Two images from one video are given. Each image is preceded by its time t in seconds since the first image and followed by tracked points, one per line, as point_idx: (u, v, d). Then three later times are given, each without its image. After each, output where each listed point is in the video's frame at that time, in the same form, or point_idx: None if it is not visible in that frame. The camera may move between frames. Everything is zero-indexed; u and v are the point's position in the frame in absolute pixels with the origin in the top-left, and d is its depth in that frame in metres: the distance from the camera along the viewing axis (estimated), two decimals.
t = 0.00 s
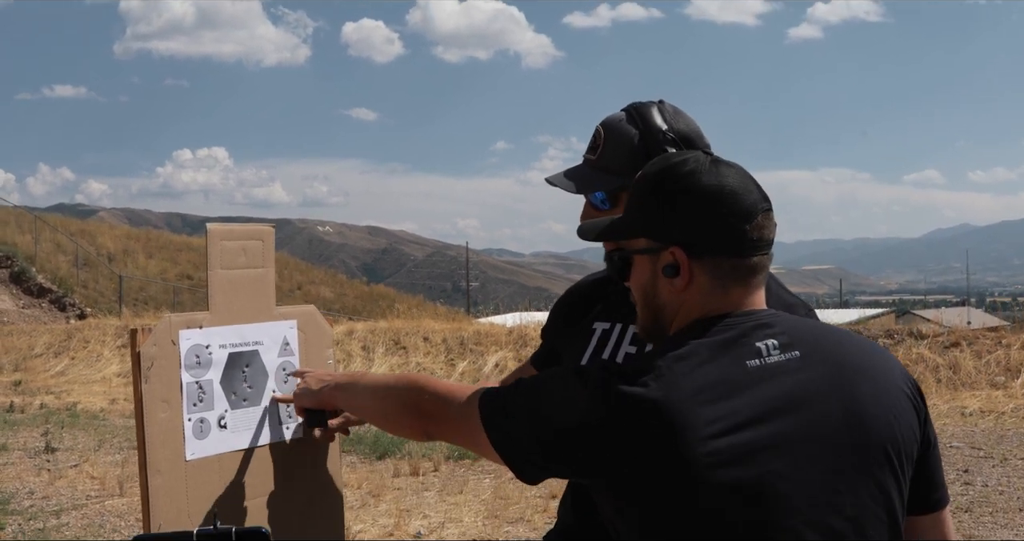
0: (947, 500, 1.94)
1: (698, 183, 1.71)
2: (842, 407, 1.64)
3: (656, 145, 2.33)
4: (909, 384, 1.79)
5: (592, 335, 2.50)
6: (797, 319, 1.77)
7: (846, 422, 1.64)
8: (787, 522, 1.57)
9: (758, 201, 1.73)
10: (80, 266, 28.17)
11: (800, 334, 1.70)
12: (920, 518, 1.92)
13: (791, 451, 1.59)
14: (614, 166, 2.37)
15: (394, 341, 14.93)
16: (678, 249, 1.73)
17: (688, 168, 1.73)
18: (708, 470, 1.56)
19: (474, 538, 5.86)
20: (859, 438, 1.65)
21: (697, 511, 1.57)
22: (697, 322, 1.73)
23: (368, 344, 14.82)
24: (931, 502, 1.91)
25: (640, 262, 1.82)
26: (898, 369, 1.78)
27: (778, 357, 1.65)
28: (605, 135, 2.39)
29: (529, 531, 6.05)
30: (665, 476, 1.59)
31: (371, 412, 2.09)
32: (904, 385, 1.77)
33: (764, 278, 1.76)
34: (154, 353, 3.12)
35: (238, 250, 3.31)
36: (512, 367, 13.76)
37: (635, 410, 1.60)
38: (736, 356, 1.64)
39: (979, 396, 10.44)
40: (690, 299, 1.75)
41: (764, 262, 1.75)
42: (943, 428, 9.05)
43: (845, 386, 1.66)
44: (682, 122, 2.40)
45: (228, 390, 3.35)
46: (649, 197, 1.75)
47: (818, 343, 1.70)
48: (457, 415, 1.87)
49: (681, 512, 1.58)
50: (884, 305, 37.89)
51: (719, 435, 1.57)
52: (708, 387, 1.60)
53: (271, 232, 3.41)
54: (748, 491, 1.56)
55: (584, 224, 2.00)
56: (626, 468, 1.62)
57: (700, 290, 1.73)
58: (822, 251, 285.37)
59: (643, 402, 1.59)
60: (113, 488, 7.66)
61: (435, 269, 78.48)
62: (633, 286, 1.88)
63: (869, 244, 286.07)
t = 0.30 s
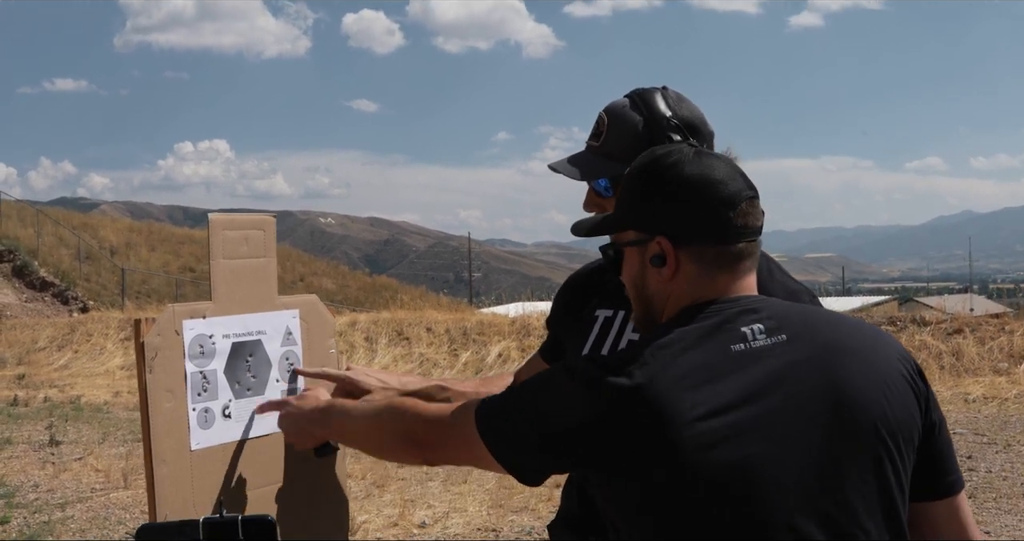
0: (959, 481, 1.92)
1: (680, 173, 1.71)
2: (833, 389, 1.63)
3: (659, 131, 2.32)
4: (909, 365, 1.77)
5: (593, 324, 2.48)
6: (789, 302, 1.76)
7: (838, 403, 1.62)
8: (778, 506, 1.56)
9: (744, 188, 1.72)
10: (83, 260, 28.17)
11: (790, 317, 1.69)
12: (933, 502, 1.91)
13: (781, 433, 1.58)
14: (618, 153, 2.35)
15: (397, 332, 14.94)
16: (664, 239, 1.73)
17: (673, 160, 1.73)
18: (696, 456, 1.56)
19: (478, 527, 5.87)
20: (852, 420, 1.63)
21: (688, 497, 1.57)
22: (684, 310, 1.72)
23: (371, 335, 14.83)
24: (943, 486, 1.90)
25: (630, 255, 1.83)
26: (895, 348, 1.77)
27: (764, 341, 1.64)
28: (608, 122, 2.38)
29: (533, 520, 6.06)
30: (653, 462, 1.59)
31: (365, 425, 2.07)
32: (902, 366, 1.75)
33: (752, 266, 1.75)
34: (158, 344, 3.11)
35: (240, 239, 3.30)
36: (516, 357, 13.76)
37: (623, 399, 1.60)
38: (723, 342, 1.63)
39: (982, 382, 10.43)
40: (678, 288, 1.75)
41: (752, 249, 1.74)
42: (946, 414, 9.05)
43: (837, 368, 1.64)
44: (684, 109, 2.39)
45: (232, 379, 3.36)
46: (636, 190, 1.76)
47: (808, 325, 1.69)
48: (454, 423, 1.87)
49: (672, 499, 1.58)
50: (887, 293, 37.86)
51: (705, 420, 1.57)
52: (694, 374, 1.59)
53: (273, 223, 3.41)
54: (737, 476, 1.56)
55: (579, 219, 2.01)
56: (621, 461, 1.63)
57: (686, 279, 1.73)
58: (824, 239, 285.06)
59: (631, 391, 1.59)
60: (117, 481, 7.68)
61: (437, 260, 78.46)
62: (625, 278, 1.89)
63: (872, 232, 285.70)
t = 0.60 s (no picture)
0: (967, 482, 1.91)
1: (706, 166, 1.64)
2: (857, 382, 1.62)
3: (661, 128, 2.29)
4: (922, 362, 1.77)
5: (595, 319, 2.37)
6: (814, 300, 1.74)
7: (861, 397, 1.62)
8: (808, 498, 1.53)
9: (768, 183, 1.67)
10: (84, 258, 28.17)
11: (813, 312, 1.66)
12: (943, 502, 1.88)
13: (808, 424, 1.56)
14: (619, 149, 2.34)
15: (398, 329, 14.94)
16: (692, 231, 1.66)
17: (699, 152, 1.66)
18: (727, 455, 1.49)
19: (480, 525, 5.86)
20: (874, 414, 1.63)
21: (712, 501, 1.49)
22: (709, 304, 1.66)
23: (372, 332, 14.83)
24: (951, 486, 1.87)
25: (652, 248, 1.75)
26: (909, 346, 1.77)
27: (794, 334, 1.61)
28: (611, 117, 2.36)
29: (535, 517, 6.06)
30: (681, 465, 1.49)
31: None
32: (916, 363, 1.75)
33: (779, 260, 1.69)
34: (162, 342, 3.11)
35: (245, 237, 3.29)
36: (517, 354, 13.76)
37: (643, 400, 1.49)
38: (752, 334, 1.58)
39: (983, 377, 10.42)
40: (704, 282, 1.67)
41: (777, 244, 1.68)
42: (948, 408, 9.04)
43: (858, 360, 1.64)
44: (689, 104, 2.35)
45: (237, 377, 3.39)
46: (657, 183, 1.69)
47: (831, 321, 1.66)
48: None
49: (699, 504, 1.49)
50: (887, 288, 37.87)
51: (740, 412, 1.50)
52: (730, 366, 1.53)
53: (279, 220, 3.38)
54: (771, 468, 1.51)
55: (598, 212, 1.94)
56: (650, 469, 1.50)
57: (713, 272, 1.66)
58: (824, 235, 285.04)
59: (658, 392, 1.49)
60: (119, 480, 7.68)
61: (437, 257, 78.47)
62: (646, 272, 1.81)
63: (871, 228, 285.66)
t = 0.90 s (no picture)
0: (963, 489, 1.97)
1: (776, 164, 1.59)
2: (930, 384, 1.62)
3: (668, 130, 2.30)
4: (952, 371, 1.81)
5: (594, 317, 2.36)
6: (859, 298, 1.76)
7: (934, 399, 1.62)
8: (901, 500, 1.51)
9: (834, 178, 1.63)
10: (83, 256, 28.16)
11: (878, 315, 1.68)
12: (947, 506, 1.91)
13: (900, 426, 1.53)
14: (624, 151, 2.34)
15: (397, 329, 14.95)
16: (760, 228, 1.62)
17: (766, 148, 1.61)
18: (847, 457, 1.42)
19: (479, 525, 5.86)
20: (941, 418, 1.63)
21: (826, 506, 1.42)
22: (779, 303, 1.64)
23: (372, 332, 14.84)
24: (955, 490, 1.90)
25: (715, 243, 1.71)
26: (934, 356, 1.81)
27: (871, 333, 1.60)
28: (617, 118, 2.37)
29: (534, 517, 6.07)
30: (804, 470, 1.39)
31: None
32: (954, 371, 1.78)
33: (843, 257, 1.67)
34: (166, 340, 3.12)
35: (249, 236, 3.30)
36: (516, 354, 13.78)
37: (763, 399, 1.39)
38: (842, 333, 1.55)
39: (982, 379, 10.44)
40: (771, 280, 1.65)
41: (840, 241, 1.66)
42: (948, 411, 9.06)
43: (928, 362, 1.64)
44: (694, 107, 2.36)
45: (239, 376, 3.40)
46: (725, 179, 1.64)
47: (895, 325, 1.67)
48: None
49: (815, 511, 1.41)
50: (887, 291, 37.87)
51: (856, 411, 1.45)
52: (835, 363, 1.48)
53: (282, 219, 3.39)
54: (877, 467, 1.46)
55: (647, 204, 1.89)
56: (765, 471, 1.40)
57: (782, 271, 1.63)
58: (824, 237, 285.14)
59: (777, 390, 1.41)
60: (118, 478, 7.68)
61: (437, 257, 78.48)
62: (703, 267, 1.77)
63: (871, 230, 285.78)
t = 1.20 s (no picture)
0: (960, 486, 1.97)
1: (814, 154, 1.60)
2: (950, 388, 1.62)
3: (674, 124, 2.31)
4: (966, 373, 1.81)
5: (598, 309, 2.39)
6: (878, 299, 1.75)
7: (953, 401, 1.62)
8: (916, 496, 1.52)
9: (869, 173, 1.65)
10: (82, 248, 28.14)
11: (897, 310, 1.67)
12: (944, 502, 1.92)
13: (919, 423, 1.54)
14: (631, 143, 2.35)
15: (396, 323, 14.96)
16: (796, 219, 1.62)
17: (803, 139, 1.62)
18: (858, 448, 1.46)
19: (477, 518, 5.88)
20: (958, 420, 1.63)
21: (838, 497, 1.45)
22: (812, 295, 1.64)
23: (370, 325, 14.86)
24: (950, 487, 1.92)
25: (746, 233, 1.70)
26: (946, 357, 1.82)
27: (895, 332, 1.60)
28: (623, 112, 2.38)
29: (532, 510, 6.09)
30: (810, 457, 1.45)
31: None
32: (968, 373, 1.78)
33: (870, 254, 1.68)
34: (166, 331, 3.13)
35: (249, 229, 3.31)
36: (515, 348, 13.80)
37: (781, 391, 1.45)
38: (867, 329, 1.57)
39: (980, 376, 10.47)
40: (803, 272, 1.65)
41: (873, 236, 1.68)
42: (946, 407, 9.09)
43: (948, 365, 1.64)
44: (700, 101, 2.37)
45: (239, 367, 3.42)
46: (760, 168, 1.65)
47: (919, 324, 1.66)
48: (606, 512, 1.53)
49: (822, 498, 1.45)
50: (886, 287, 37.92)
51: (869, 410, 1.46)
52: (854, 362, 1.49)
53: (283, 212, 3.39)
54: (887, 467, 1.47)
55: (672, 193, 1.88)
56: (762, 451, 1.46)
57: (814, 263, 1.63)
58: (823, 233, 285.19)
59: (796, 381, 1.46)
60: (117, 469, 7.70)
61: (436, 251, 78.51)
62: (731, 258, 1.77)
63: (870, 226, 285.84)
